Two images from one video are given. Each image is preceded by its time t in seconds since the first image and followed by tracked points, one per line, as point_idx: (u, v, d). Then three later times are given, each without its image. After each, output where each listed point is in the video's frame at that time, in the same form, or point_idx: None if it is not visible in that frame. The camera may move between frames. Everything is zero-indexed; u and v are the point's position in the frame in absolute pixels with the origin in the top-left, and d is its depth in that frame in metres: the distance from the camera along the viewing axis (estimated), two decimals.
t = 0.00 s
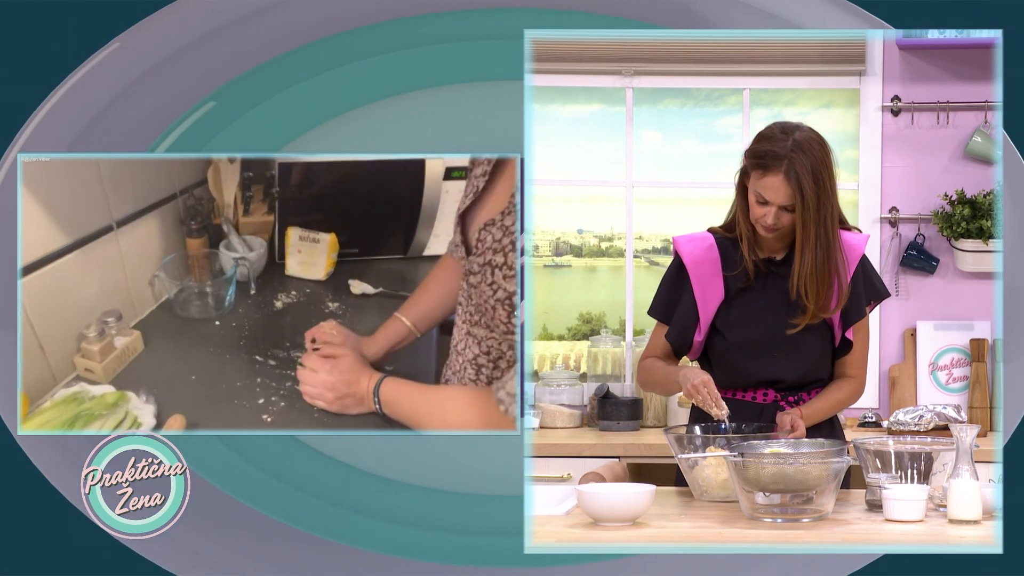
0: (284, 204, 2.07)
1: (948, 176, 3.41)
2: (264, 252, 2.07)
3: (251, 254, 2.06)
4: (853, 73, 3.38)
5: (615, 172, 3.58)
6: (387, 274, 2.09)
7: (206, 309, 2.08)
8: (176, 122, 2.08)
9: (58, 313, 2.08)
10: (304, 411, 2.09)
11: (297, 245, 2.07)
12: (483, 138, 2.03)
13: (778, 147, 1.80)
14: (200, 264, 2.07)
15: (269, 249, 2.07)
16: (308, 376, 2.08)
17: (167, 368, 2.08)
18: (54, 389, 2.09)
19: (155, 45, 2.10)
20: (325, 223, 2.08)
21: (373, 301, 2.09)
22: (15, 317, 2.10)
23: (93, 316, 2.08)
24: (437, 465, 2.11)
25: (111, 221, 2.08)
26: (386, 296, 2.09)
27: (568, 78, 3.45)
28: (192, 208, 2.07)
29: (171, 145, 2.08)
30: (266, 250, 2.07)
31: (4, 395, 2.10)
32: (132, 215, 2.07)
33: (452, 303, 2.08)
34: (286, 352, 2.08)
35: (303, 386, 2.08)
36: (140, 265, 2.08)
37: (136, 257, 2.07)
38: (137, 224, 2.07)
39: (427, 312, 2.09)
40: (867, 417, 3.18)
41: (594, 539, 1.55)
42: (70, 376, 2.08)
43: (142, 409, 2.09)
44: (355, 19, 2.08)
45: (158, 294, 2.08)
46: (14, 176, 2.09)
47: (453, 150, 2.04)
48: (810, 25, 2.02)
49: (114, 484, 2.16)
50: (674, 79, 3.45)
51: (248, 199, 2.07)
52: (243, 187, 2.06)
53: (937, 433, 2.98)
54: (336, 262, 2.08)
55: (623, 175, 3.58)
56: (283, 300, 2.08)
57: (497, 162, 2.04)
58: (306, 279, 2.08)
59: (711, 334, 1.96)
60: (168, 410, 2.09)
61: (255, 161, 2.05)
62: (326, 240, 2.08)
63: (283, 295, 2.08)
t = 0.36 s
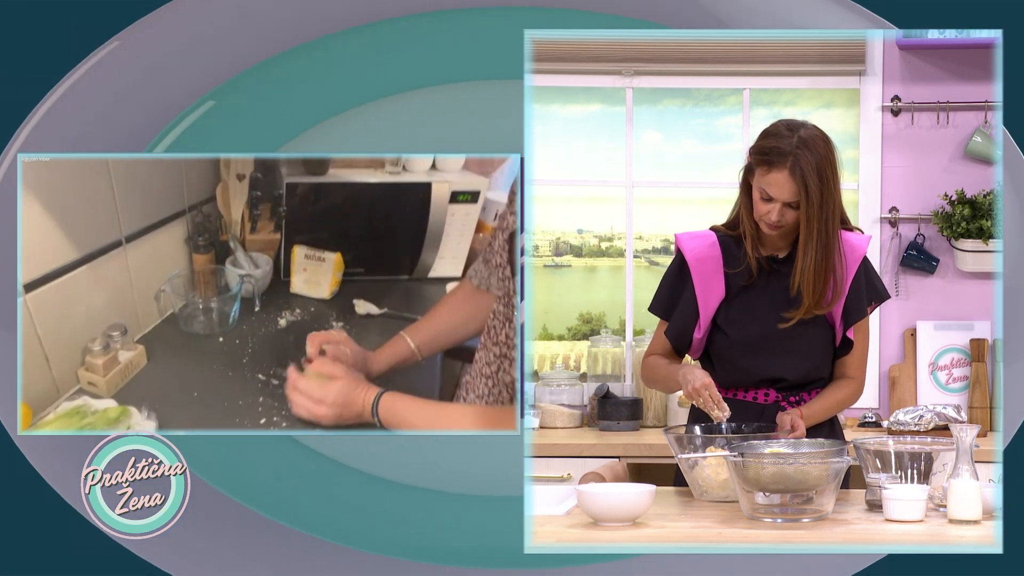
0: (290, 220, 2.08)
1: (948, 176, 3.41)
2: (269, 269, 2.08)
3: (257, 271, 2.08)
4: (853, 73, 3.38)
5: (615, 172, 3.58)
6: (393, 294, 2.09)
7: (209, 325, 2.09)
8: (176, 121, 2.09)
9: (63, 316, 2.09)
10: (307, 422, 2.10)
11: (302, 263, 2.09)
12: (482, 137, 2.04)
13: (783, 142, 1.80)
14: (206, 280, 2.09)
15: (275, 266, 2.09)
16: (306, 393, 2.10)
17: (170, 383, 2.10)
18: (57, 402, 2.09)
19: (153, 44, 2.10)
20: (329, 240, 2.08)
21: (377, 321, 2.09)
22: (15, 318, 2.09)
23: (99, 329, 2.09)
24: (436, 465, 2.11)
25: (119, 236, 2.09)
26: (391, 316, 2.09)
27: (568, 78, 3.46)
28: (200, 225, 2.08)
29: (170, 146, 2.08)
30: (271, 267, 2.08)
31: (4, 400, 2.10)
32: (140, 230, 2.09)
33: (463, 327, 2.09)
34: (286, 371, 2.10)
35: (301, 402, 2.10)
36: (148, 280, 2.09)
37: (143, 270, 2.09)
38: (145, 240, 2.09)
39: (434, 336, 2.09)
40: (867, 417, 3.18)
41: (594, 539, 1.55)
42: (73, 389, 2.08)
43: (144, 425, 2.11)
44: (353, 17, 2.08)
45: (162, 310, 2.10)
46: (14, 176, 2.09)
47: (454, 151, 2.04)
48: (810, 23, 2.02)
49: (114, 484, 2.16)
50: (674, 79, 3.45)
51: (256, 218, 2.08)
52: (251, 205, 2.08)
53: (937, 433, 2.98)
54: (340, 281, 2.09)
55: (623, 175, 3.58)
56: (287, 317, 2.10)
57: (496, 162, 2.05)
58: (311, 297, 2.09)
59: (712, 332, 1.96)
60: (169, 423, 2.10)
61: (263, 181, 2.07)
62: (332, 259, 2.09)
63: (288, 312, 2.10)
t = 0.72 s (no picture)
0: (290, 217, 2.09)
1: (948, 176, 3.41)
2: (269, 264, 2.10)
3: (257, 266, 2.09)
4: (853, 73, 3.38)
5: (615, 172, 3.58)
6: (394, 289, 2.11)
7: (210, 320, 2.11)
8: (174, 120, 2.09)
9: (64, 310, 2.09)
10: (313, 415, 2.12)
11: (303, 258, 2.11)
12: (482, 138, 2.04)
13: (782, 140, 1.80)
14: (206, 275, 2.10)
15: (275, 261, 2.10)
16: (316, 384, 2.12)
17: (169, 379, 2.11)
18: (58, 396, 2.09)
19: (153, 42, 2.10)
20: (331, 236, 2.10)
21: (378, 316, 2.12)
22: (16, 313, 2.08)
23: (99, 325, 2.10)
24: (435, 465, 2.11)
25: (120, 231, 2.09)
26: (391, 310, 2.12)
27: (568, 78, 3.46)
28: (200, 221, 2.09)
29: (169, 145, 2.08)
30: (272, 262, 2.10)
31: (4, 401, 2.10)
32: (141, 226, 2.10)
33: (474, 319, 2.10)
34: (288, 365, 2.12)
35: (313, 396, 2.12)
36: (148, 275, 2.10)
37: (144, 266, 2.10)
38: (146, 236, 2.10)
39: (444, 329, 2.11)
40: (867, 417, 3.18)
41: (594, 539, 1.55)
42: (74, 384, 2.09)
43: (144, 420, 2.12)
44: (353, 17, 2.08)
45: (163, 305, 2.11)
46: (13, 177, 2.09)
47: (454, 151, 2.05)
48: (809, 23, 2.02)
49: (114, 484, 2.16)
50: (674, 79, 3.45)
51: (255, 213, 2.09)
52: (250, 200, 2.09)
53: (937, 433, 2.98)
54: (340, 276, 2.11)
55: (623, 175, 3.59)
56: (288, 312, 2.12)
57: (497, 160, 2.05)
58: (311, 292, 2.12)
59: (712, 330, 1.96)
60: (170, 420, 2.12)
61: (262, 176, 2.08)
62: (332, 254, 2.11)
63: (288, 307, 2.11)
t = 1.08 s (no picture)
0: (277, 209, 2.08)
1: (948, 176, 3.41)
2: (257, 258, 2.08)
3: (245, 260, 2.08)
4: (853, 73, 3.38)
5: (615, 172, 3.58)
6: (383, 278, 2.10)
7: (201, 317, 2.10)
8: (172, 119, 2.08)
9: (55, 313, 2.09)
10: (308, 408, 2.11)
11: (291, 250, 2.09)
12: (481, 138, 2.04)
13: (783, 137, 1.80)
14: (194, 272, 2.08)
15: (263, 255, 2.09)
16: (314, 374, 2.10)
17: (163, 378, 2.10)
18: (51, 403, 2.10)
19: (154, 41, 2.10)
20: (319, 227, 2.09)
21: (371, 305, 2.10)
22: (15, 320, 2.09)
23: (88, 328, 2.09)
24: (435, 468, 2.11)
25: (103, 233, 2.08)
26: (383, 298, 2.10)
27: (568, 78, 3.46)
28: (185, 217, 2.07)
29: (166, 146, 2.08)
30: (260, 255, 2.08)
31: (4, 400, 2.10)
32: (124, 225, 2.08)
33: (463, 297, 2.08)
34: (281, 359, 2.10)
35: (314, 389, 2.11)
36: (135, 275, 2.09)
37: (129, 266, 2.08)
38: (129, 235, 2.08)
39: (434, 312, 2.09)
40: (867, 417, 3.18)
41: (594, 540, 1.55)
42: (66, 389, 2.09)
43: (138, 421, 2.12)
44: (354, 16, 2.08)
45: (152, 304, 2.09)
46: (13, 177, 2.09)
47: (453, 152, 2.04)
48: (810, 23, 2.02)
49: (114, 484, 2.16)
50: (674, 79, 3.45)
51: (242, 207, 2.08)
52: (236, 194, 2.07)
53: (937, 433, 2.98)
54: (329, 265, 2.09)
55: (623, 175, 3.58)
56: (279, 305, 2.10)
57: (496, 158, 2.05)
58: (302, 283, 2.10)
59: (714, 325, 1.95)
60: (164, 419, 2.11)
61: (246, 168, 2.07)
62: (321, 244, 2.09)
63: (279, 299, 2.10)
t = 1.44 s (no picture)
0: (274, 217, 2.08)
1: (948, 176, 3.41)
2: (254, 266, 2.08)
3: (242, 268, 2.08)
4: (853, 73, 3.39)
5: (615, 172, 3.58)
6: (376, 284, 2.09)
7: (198, 325, 2.10)
8: (169, 118, 2.08)
9: (54, 316, 2.09)
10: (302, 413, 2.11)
11: (288, 258, 2.09)
12: (481, 137, 2.04)
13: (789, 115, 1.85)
14: (192, 280, 2.08)
15: (260, 263, 2.09)
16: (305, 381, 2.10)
17: (160, 385, 2.10)
18: (46, 412, 2.11)
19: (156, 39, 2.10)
20: (314, 235, 2.09)
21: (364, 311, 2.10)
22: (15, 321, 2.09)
23: (85, 336, 2.09)
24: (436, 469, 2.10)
25: (101, 241, 2.09)
26: (378, 306, 2.10)
27: (569, 78, 3.46)
28: (182, 225, 2.08)
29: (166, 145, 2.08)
30: (256, 263, 2.09)
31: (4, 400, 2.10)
32: (122, 233, 2.08)
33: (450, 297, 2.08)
34: (279, 366, 2.10)
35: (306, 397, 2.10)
36: (132, 283, 2.09)
37: (127, 274, 2.09)
38: (127, 243, 2.09)
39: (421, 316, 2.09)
40: (867, 417, 3.18)
41: (594, 539, 1.55)
42: (61, 397, 2.10)
43: (136, 427, 2.12)
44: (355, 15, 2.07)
45: (149, 312, 2.10)
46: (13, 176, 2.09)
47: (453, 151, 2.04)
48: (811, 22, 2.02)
49: (114, 484, 2.16)
50: (674, 79, 3.45)
51: (238, 215, 2.08)
52: (232, 203, 2.08)
53: (937, 433, 2.98)
54: (325, 273, 2.09)
55: (623, 175, 3.58)
56: (275, 312, 2.10)
57: (496, 158, 2.04)
58: (297, 291, 2.09)
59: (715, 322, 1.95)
60: (162, 425, 2.12)
61: (242, 178, 2.07)
62: (316, 252, 2.09)
63: (275, 307, 2.09)
